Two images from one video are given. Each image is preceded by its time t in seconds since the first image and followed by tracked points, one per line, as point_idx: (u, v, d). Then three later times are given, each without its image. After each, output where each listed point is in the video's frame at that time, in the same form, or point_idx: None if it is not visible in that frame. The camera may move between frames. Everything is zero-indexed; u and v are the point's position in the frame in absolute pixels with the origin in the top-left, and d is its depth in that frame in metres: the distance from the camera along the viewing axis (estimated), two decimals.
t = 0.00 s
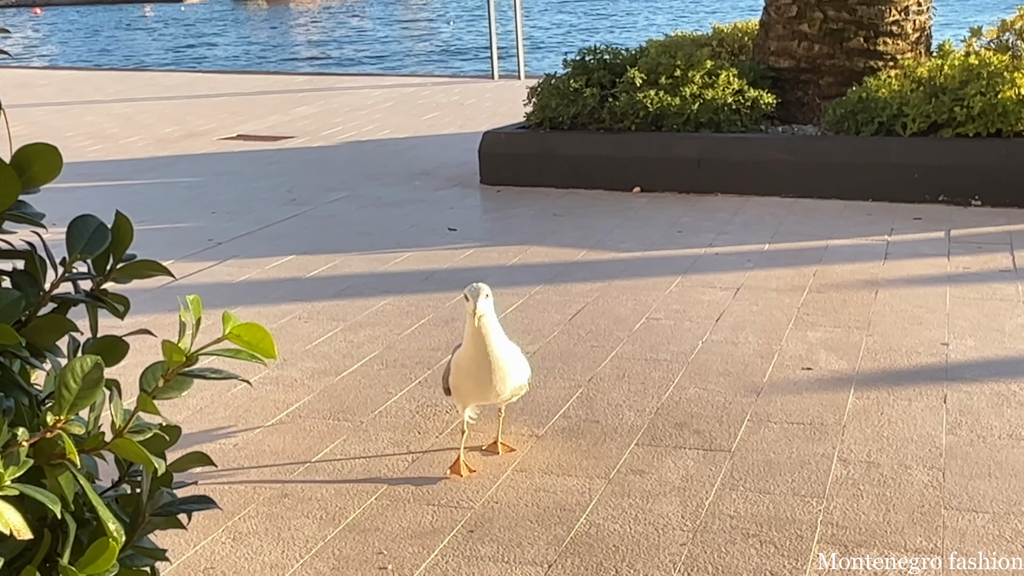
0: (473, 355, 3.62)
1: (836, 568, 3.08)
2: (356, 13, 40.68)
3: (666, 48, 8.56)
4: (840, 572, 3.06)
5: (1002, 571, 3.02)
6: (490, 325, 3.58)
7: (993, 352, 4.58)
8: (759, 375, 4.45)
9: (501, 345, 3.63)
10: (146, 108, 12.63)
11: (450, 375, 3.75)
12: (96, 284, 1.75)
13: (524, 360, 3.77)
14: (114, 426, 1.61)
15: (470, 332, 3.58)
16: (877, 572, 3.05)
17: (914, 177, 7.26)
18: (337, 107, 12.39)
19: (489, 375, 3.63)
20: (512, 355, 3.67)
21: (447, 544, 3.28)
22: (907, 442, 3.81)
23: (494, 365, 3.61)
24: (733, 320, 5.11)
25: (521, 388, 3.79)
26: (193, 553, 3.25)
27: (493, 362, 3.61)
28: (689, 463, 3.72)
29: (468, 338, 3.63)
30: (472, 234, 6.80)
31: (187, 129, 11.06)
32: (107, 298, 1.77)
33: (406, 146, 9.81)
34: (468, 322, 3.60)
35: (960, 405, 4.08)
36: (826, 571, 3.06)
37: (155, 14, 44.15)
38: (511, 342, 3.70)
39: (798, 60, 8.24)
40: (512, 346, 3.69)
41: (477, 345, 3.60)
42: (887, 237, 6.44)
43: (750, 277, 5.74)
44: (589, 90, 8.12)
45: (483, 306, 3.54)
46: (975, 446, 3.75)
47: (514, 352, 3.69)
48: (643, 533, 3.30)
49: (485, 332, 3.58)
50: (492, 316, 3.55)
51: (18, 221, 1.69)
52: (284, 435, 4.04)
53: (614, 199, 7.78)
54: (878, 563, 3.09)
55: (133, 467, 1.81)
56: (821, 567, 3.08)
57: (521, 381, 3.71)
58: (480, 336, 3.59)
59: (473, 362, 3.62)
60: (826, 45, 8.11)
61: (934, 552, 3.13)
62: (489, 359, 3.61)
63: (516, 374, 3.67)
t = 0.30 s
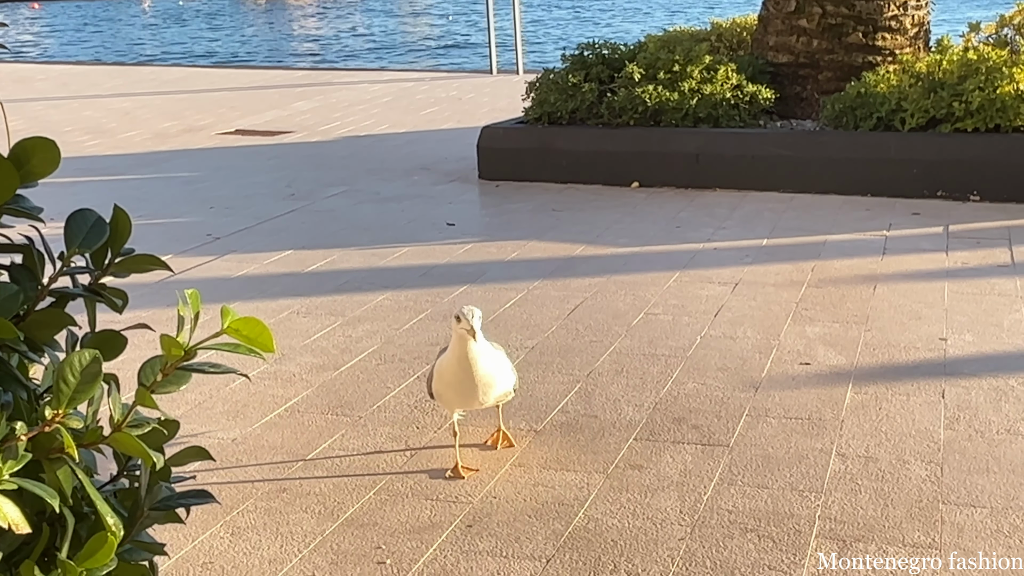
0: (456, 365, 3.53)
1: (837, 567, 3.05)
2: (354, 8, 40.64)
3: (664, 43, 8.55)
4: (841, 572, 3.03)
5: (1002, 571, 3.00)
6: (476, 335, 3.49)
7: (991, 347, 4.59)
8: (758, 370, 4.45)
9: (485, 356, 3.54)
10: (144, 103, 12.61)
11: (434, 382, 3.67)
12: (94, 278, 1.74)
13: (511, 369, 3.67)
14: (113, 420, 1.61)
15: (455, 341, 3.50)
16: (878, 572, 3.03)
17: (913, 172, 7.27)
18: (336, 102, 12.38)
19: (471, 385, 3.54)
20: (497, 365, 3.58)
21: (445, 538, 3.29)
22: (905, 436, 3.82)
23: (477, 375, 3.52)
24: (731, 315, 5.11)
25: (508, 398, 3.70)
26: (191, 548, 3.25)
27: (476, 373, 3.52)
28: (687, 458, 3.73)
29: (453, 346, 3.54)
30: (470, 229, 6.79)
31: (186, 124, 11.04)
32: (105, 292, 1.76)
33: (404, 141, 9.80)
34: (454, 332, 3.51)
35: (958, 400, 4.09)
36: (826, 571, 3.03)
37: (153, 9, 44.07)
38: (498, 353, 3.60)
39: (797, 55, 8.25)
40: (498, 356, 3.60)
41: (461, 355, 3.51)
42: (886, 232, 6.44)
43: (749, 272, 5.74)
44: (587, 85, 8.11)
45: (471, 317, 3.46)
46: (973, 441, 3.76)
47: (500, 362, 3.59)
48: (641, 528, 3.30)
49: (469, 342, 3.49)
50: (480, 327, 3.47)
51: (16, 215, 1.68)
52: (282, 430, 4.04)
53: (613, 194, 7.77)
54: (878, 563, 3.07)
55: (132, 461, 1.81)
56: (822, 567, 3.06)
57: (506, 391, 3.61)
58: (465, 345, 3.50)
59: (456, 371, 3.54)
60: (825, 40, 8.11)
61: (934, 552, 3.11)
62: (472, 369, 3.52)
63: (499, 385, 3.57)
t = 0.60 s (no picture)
0: (449, 362, 3.52)
1: (837, 568, 3.03)
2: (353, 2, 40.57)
3: (663, 37, 8.53)
4: (842, 572, 3.01)
5: (1002, 571, 2.98)
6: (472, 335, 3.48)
7: (989, 341, 4.59)
8: (756, 364, 4.46)
9: (479, 356, 3.53)
10: (142, 98, 12.59)
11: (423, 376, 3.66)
12: (93, 271, 1.74)
13: (502, 371, 3.66)
14: (112, 413, 1.60)
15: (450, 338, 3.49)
16: (877, 572, 3.00)
17: (912, 167, 7.27)
18: (334, 96, 12.36)
19: (461, 384, 3.53)
20: (489, 366, 3.57)
21: (444, 533, 3.29)
22: (903, 431, 3.82)
23: (469, 375, 3.51)
24: (730, 309, 5.11)
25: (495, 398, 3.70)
26: (190, 542, 3.25)
27: (468, 372, 3.51)
28: (686, 452, 3.73)
29: (447, 344, 3.53)
30: (469, 224, 6.79)
31: (184, 118, 11.03)
32: (104, 285, 1.76)
33: (402, 136, 9.79)
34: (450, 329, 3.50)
35: (956, 394, 4.09)
36: (827, 572, 3.01)
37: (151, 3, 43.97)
38: (491, 353, 3.60)
39: (796, 49, 8.24)
40: (491, 356, 3.59)
41: (455, 352, 3.50)
42: (884, 226, 6.44)
43: (747, 267, 5.74)
44: (586, 80, 8.11)
45: (471, 316, 3.44)
46: (971, 436, 3.76)
47: (492, 363, 3.59)
48: (639, 523, 3.30)
49: (465, 341, 3.49)
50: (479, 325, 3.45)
51: (15, 208, 1.68)
52: (281, 424, 4.04)
53: (612, 188, 7.77)
54: (879, 563, 3.04)
55: (131, 455, 1.80)
56: (822, 567, 3.03)
57: (495, 393, 3.61)
58: (460, 344, 3.50)
59: (448, 369, 3.53)
60: (824, 35, 8.11)
61: (933, 551, 3.08)
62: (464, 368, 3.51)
63: (489, 386, 3.57)
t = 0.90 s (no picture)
0: (454, 362, 3.50)
1: (837, 568, 3.00)
2: None
3: (662, 31, 8.53)
4: (842, 572, 2.98)
5: (1002, 571, 2.96)
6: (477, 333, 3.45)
7: (988, 336, 4.59)
8: (756, 359, 4.46)
9: (483, 354, 3.50)
10: (141, 92, 12.58)
11: (427, 377, 3.63)
12: (93, 264, 1.73)
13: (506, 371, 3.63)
14: (113, 405, 1.60)
15: (454, 335, 3.46)
16: (876, 572, 2.98)
17: (911, 162, 7.27)
18: (333, 90, 12.35)
19: (467, 384, 3.50)
20: (494, 366, 3.54)
21: (444, 526, 3.29)
22: (902, 425, 3.82)
23: (475, 375, 3.49)
24: (729, 303, 5.11)
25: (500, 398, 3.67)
26: (189, 536, 3.25)
27: (474, 372, 3.48)
28: (685, 446, 3.73)
29: (452, 342, 3.50)
30: (468, 218, 6.79)
31: (182, 112, 11.02)
32: (104, 277, 1.75)
33: (401, 130, 9.78)
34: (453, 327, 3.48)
35: (955, 388, 4.10)
36: (827, 572, 2.98)
37: None
38: (495, 352, 3.57)
39: (795, 44, 8.24)
40: (496, 356, 3.56)
41: (460, 351, 3.47)
42: (883, 221, 6.44)
43: (747, 261, 5.74)
44: (585, 74, 8.10)
45: (472, 310, 3.42)
46: (970, 430, 3.76)
47: (496, 362, 3.56)
48: (639, 516, 3.30)
49: (468, 339, 3.46)
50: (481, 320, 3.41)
51: (15, 200, 1.67)
52: (280, 418, 4.04)
53: (611, 183, 7.77)
54: (878, 563, 3.02)
55: (132, 447, 1.80)
56: (822, 567, 3.00)
57: (499, 394, 3.59)
58: (464, 342, 3.47)
59: (453, 369, 3.50)
60: (823, 30, 8.11)
61: (934, 551, 3.06)
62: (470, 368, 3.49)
63: (495, 386, 3.54)
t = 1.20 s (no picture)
0: (468, 364, 3.47)
1: (839, 569, 2.96)
2: None
3: (661, 25, 8.52)
4: (843, 573, 2.94)
5: (1003, 571, 2.93)
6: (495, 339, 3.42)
7: (987, 329, 4.60)
8: (755, 352, 4.46)
9: (498, 359, 3.48)
10: (139, 85, 12.56)
11: (434, 375, 3.60)
12: (94, 254, 1.73)
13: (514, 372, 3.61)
14: (114, 395, 1.59)
15: (472, 340, 3.42)
16: (877, 573, 2.94)
17: (910, 156, 7.27)
18: (331, 84, 12.33)
19: (477, 387, 3.48)
20: (505, 368, 3.52)
21: (443, 519, 3.29)
22: (902, 418, 3.82)
23: (488, 378, 3.46)
24: (729, 297, 5.11)
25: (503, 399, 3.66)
26: (189, 528, 3.25)
27: (487, 375, 3.46)
28: (685, 440, 3.73)
29: (467, 344, 3.46)
30: (467, 212, 6.78)
31: (181, 106, 11.00)
32: (105, 268, 1.74)
33: (400, 124, 9.77)
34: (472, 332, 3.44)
35: (954, 381, 4.10)
36: (828, 572, 2.94)
37: None
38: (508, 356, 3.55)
39: (794, 38, 8.24)
40: (507, 359, 3.54)
41: (476, 355, 3.44)
42: (882, 215, 6.44)
43: (746, 255, 5.74)
44: (584, 68, 8.09)
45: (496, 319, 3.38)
46: (969, 423, 3.77)
47: (507, 366, 3.54)
48: (638, 509, 3.31)
49: (487, 344, 3.43)
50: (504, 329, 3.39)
51: (15, 190, 1.66)
52: (280, 411, 4.04)
53: (609, 177, 7.76)
54: (879, 563, 2.98)
55: (132, 438, 1.79)
56: (823, 567, 2.97)
57: (506, 395, 3.57)
58: (481, 347, 3.44)
59: (467, 370, 3.47)
60: (822, 23, 8.11)
61: (935, 550, 3.03)
62: (483, 370, 3.46)
63: (503, 390, 3.52)
